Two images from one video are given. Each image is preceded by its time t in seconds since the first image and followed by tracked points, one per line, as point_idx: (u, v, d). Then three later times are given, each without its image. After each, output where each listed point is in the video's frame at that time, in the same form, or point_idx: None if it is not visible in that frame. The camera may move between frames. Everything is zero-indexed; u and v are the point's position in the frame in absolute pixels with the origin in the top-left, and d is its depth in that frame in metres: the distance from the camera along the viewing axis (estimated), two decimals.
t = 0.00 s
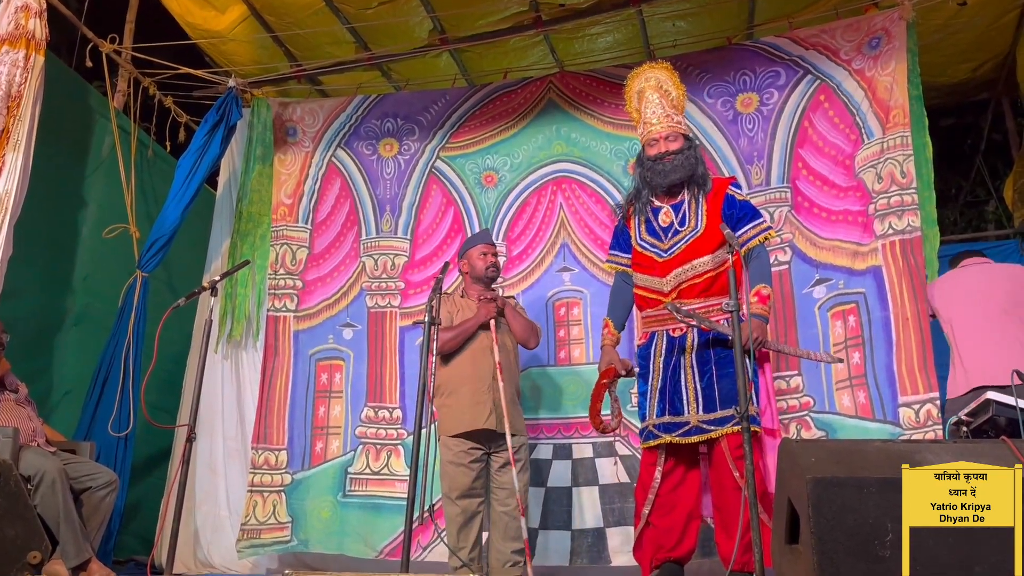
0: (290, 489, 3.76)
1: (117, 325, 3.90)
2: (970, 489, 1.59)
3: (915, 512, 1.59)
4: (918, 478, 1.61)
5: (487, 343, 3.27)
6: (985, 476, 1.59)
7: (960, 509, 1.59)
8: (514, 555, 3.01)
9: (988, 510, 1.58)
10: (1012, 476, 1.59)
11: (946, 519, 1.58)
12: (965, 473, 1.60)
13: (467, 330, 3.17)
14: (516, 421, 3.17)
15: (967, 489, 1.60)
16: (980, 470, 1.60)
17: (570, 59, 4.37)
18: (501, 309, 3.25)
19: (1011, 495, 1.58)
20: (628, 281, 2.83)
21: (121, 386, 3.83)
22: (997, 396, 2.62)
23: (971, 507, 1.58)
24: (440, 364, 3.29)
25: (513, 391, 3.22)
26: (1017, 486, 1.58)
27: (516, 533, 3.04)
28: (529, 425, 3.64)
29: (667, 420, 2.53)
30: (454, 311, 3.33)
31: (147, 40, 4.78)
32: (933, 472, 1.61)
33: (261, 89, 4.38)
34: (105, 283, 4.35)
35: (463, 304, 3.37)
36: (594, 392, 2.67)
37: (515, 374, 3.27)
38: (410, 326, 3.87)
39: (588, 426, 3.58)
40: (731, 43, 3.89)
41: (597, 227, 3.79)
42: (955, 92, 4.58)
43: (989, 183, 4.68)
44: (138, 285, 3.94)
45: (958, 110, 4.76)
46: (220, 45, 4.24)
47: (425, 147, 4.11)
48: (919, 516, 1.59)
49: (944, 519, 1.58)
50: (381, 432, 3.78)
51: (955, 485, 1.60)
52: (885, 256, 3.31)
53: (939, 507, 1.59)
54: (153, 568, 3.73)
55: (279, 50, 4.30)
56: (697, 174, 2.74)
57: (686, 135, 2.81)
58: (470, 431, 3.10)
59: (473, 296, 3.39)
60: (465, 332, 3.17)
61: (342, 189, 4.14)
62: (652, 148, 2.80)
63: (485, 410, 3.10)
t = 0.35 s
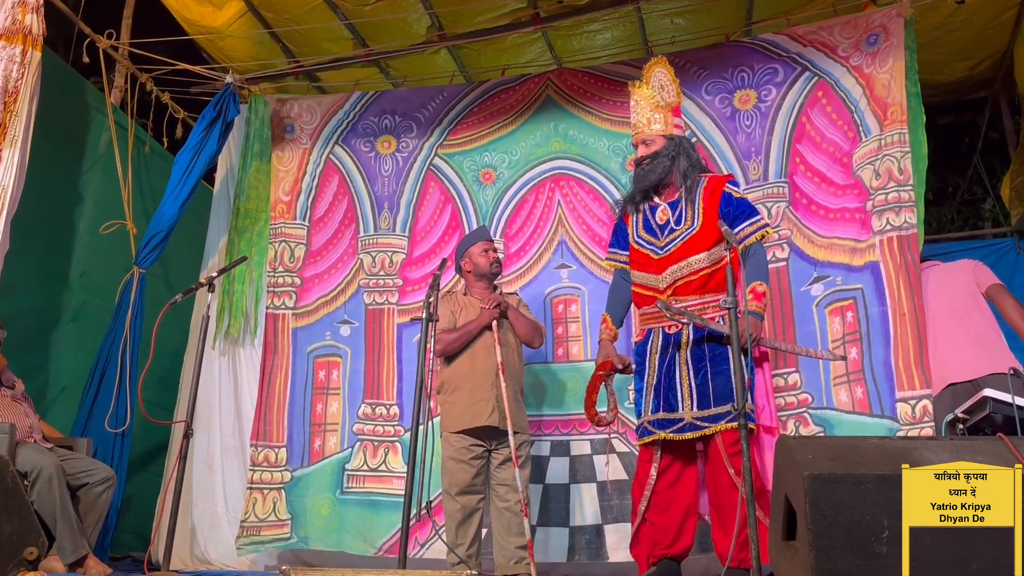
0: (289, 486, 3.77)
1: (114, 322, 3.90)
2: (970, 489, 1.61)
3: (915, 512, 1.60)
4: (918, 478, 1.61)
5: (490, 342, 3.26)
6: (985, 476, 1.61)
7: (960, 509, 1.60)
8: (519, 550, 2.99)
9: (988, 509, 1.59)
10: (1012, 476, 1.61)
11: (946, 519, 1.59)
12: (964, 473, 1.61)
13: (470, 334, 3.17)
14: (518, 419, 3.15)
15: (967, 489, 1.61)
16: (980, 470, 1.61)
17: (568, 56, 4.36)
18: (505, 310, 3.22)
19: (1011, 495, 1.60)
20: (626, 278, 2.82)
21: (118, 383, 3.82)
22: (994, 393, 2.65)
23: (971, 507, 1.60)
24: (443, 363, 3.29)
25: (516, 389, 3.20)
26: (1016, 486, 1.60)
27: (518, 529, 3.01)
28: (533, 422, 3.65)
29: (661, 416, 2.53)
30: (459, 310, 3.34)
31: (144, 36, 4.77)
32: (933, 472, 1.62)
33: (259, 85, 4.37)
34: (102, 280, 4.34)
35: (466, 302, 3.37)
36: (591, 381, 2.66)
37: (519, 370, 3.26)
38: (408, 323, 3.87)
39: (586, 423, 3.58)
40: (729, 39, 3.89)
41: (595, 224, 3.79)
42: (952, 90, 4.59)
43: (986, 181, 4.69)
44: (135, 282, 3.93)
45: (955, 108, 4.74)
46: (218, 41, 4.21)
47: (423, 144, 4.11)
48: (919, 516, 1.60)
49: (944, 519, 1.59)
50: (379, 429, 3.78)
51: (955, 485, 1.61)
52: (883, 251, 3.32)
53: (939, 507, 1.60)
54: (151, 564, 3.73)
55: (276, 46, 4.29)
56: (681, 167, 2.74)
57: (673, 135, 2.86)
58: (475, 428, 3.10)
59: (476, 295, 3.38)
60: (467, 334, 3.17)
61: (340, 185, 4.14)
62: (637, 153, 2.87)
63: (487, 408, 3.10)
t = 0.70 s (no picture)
0: (287, 483, 3.76)
1: (111, 317, 3.89)
2: (970, 489, 1.61)
3: (915, 513, 1.61)
4: (918, 478, 1.62)
5: (497, 339, 3.25)
6: (985, 476, 1.61)
7: (960, 509, 1.61)
8: (517, 548, 2.99)
9: (988, 510, 1.60)
10: (1012, 476, 1.61)
11: (946, 519, 1.60)
12: (965, 473, 1.62)
13: (480, 330, 3.15)
14: (526, 418, 3.15)
15: (967, 489, 1.62)
16: (980, 470, 1.62)
17: (566, 53, 4.36)
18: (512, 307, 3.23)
19: (1011, 495, 1.61)
20: (625, 276, 2.83)
21: (115, 379, 3.81)
22: (990, 391, 2.67)
23: (971, 507, 1.60)
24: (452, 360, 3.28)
25: (525, 388, 3.20)
26: (1016, 486, 1.61)
27: (517, 526, 3.01)
28: (540, 418, 3.64)
29: (655, 412, 2.54)
30: (468, 306, 3.33)
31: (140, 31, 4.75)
32: (933, 472, 1.62)
33: (256, 82, 4.36)
34: (98, 275, 4.34)
35: (474, 300, 3.37)
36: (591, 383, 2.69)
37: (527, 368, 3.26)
38: (405, 320, 3.87)
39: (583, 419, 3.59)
40: (727, 37, 3.89)
41: (592, 219, 3.79)
42: (950, 88, 4.59)
43: (983, 179, 4.69)
44: (132, 277, 3.92)
45: (952, 105, 4.76)
46: (214, 36, 4.21)
47: (420, 140, 4.10)
48: (919, 516, 1.61)
49: (944, 519, 1.60)
50: (376, 425, 3.77)
51: (955, 485, 1.62)
52: (881, 252, 3.31)
53: (939, 507, 1.61)
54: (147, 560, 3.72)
55: (273, 42, 4.28)
56: (660, 166, 2.75)
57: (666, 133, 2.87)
58: (485, 427, 3.09)
59: (483, 293, 3.39)
60: (477, 331, 3.15)
61: (337, 181, 4.13)
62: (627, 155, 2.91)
63: (497, 407, 3.10)
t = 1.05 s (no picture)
0: (284, 479, 3.76)
1: (106, 313, 3.88)
2: (970, 489, 1.62)
3: (916, 513, 1.61)
4: (918, 478, 1.62)
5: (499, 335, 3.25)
6: (985, 476, 1.61)
7: (960, 509, 1.61)
8: (515, 545, 2.99)
9: (988, 510, 1.60)
10: (1012, 476, 1.61)
11: (946, 519, 1.60)
12: (965, 473, 1.62)
13: (483, 325, 3.15)
14: (526, 415, 3.15)
15: (967, 489, 1.62)
16: (980, 470, 1.62)
17: (563, 49, 4.34)
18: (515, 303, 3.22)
19: (1011, 495, 1.60)
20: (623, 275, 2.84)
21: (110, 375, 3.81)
22: (985, 387, 2.70)
23: (971, 507, 1.61)
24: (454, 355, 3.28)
25: (525, 385, 3.19)
26: (1017, 486, 1.61)
27: (514, 522, 3.02)
28: (538, 413, 3.64)
29: (650, 407, 2.53)
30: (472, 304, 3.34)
31: (136, 26, 4.73)
32: (933, 472, 1.62)
33: (252, 77, 4.35)
34: (94, 271, 4.33)
35: (477, 296, 3.37)
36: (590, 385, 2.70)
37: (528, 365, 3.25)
38: (402, 316, 3.86)
39: (580, 415, 3.59)
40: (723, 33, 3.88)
41: (588, 215, 3.79)
42: (946, 84, 4.59)
43: (979, 176, 4.69)
44: (128, 273, 3.91)
45: (948, 103, 4.77)
46: (211, 32, 4.18)
47: (416, 135, 4.10)
48: (920, 517, 1.61)
49: (944, 519, 1.61)
50: (372, 421, 3.77)
51: (955, 485, 1.62)
52: (876, 250, 3.32)
53: (939, 507, 1.61)
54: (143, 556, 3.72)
55: (270, 37, 4.26)
56: (656, 163, 2.74)
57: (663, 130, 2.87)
58: (483, 422, 3.09)
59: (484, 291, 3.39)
60: (479, 327, 3.15)
61: (333, 177, 4.12)
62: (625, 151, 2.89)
63: (496, 404, 3.10)
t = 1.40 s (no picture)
0: (280, 475, 3.75)
1: (102, 309, 3.87)
2: (970, 489, 1.61)
3: (915, 513, 1.60)
4: (918, 478, 1.61)
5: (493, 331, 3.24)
6: (985, 476, 1.61)
7: (960, 509, 1.60)
8: (510, 540, 3.00)
9: (988, 509, 1.59)
10: (1012, 476, 1.60)
11: (946, 519, 1.60)
12: (965, 473, 1.61)
13: (475, 322, 3.15)
14: (522, 411, 3.15)
15: (967, 489, 1.61)
16: (980, 470, 1.61)
17: (560, 45, 4.33)
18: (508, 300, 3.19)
19: (1011, 495, 1.60)
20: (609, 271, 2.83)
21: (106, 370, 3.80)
22: (980, 382, 2.71)
23: (971, 507, 1.60)
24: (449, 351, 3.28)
25: (520, 380, 3.19)
26: (1016, 486, 1.60)
27: (509, 518, 3.03)
28: (534, 408, 3.64)
29: (644, 405, 2.54)
30: (463, 300, 3.34)
31: (131, 21, 4.72)
32: (933, 472, 1.62)
33: (248, 73, 4.34)
34: (90, 267, 4.32)
35: (471, 292, 3.37)
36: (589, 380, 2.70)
37: (522, 362, 3.24)
38: (397, 311, 3.86)
39: (577, 410, 3.59)
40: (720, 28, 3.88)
41: (584, 211, 3.78)
42: (942, 80, 4.60)
43: (975, 172, 4.70)
44: (123, 269, 3.91)
45: (945, 99, 4.78)
46: (206, 27, 4.16)
47: (412, 131, 4.09)
48: (919, 517, 1.60)
49: (944, 519, 1.60)
50: (369, 417, 3.77)
51: (955, 485, 1.62)
52: (872, 247, 3.32)
53: (939, 507, 1.61)
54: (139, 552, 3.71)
55: (266, 33, 4.25)
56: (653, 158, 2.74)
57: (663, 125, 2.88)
58: (477, 418, 3.10)
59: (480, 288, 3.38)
60: (472, 322, 3.15)
61: (328, 172, 4.12)
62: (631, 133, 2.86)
63: (489, 400, 3.10)
